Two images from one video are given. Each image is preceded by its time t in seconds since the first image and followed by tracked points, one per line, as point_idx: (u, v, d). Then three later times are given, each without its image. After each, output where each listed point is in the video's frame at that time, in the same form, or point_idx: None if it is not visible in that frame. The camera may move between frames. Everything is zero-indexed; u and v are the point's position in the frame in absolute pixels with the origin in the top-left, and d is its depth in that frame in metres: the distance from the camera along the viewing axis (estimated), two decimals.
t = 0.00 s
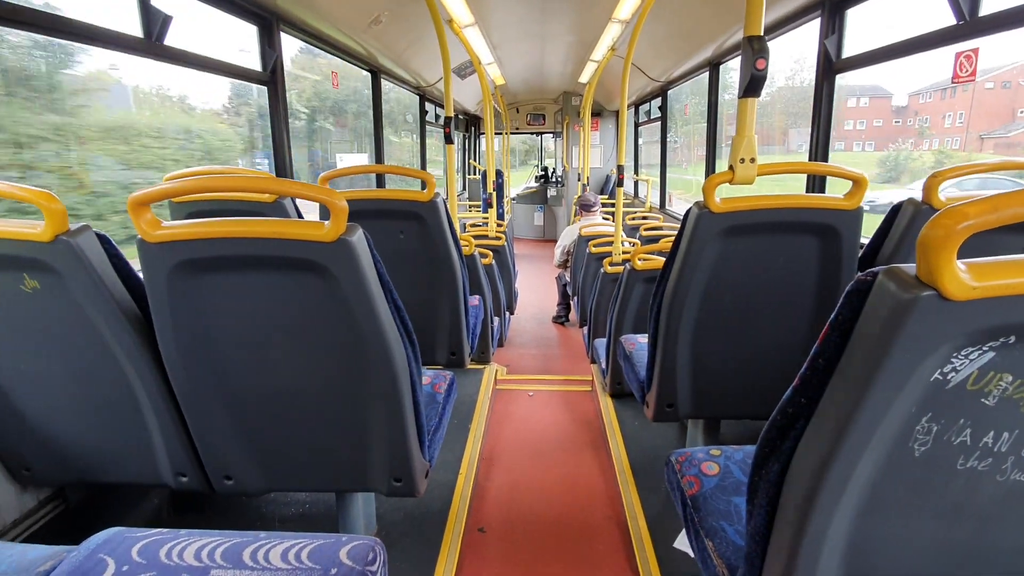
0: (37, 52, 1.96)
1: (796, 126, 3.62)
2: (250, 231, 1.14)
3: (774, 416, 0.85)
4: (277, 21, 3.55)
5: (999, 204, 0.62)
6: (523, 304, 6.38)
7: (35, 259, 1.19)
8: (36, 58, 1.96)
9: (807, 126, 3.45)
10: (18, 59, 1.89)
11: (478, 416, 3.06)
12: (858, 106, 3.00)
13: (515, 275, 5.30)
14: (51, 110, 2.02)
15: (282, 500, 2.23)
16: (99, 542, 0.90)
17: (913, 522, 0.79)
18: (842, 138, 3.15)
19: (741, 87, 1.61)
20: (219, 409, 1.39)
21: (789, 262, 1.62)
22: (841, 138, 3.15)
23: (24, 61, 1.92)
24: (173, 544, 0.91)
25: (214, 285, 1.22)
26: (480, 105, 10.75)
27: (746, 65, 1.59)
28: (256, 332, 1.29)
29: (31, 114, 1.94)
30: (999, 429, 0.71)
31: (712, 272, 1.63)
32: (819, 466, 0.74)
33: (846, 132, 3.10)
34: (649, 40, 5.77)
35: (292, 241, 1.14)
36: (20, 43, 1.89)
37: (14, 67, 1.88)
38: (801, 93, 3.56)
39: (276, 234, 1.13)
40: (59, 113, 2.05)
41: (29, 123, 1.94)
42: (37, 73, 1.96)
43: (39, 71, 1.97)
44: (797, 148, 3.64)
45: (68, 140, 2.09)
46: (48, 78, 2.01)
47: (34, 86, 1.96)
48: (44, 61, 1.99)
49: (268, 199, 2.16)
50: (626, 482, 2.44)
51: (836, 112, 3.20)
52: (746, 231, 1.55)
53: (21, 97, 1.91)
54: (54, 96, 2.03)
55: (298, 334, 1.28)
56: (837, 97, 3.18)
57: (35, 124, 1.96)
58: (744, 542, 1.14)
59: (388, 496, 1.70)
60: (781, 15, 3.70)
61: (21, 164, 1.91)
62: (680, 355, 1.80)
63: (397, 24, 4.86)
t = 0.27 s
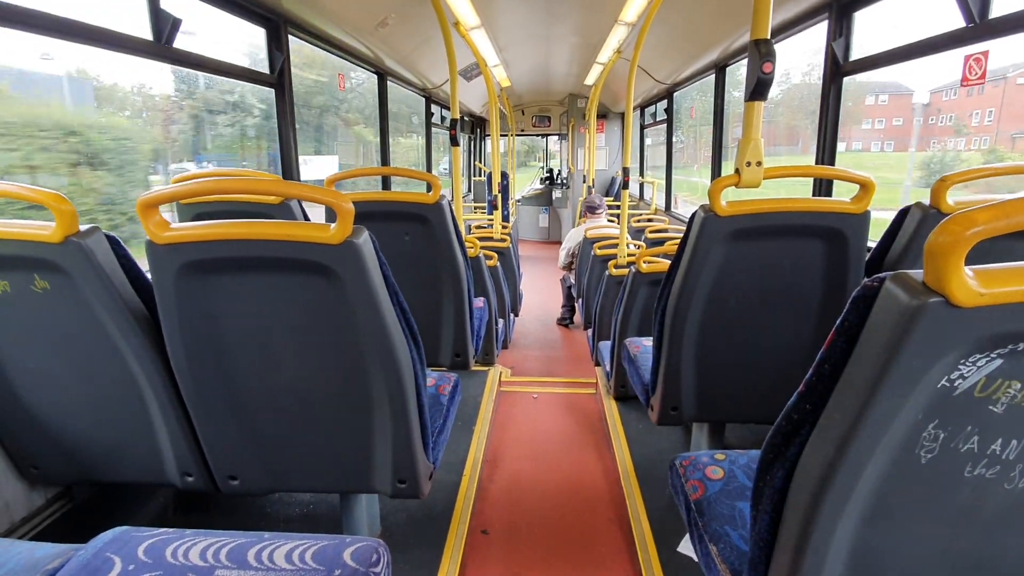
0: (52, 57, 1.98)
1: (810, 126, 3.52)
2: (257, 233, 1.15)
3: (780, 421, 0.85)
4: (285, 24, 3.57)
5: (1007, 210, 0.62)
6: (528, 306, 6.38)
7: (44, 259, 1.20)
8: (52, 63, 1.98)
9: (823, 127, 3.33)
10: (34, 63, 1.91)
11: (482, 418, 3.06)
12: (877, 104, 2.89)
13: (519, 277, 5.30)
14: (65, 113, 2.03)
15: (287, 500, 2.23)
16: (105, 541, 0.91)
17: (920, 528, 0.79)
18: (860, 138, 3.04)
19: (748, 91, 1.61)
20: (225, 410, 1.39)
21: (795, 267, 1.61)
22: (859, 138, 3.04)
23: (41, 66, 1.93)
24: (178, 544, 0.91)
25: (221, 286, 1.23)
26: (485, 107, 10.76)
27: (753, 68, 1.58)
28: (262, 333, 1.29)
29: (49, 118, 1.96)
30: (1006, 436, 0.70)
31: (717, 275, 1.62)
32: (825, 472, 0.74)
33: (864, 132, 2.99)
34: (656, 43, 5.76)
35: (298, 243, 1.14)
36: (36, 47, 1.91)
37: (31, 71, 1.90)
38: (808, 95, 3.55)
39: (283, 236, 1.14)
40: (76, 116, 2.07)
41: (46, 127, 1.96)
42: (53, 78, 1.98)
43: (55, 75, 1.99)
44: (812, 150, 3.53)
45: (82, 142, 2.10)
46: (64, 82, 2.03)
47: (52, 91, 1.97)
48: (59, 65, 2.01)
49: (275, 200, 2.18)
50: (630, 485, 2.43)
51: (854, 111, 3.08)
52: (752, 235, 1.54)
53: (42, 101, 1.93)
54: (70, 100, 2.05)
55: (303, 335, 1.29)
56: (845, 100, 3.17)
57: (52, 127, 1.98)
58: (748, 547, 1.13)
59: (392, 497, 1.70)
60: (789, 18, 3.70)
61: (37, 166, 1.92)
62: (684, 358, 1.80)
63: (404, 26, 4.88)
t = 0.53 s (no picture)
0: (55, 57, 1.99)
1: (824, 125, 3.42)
2: (260, 233, 1.15)
3: (781, 422, 0.85)
4: (290, 25, 3.58)
5: (1010, 212, 0.62)
6: (531, 307, 6.38)
7: (49, 259, 1.20)
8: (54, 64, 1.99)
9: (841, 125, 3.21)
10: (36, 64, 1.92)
11: (484, 418, 3.06)
12: (897, 101, 2.77)
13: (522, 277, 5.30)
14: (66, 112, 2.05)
15: (289, 500, 2.24)
16: (108, 539, 0.91)
17: (921, 532, 0.79)
18: (879, 137, 2.92)
19: (751, 92, 1.61)
20: (227, 409, 1.40)
21: (797, 268, 1.61)
22: (878, 136, 2.92)
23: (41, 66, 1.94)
24: (180, 543, 0.91)
25: (224, 286, 1.24)
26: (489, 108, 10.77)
27: (756, 70, 1.58)
28: (264, 333, 1.29)
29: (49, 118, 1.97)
30: (1009, 439, 0.70)
31: (720, 276, 1.62)
32: (827, 475, 0.73)
33: (883, 130, 2.88)
34: (660, 44, 5.76)
35: (301, 243, 1.15)
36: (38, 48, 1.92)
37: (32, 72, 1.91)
38: (812, 97, 3.55)
39: (285, 236, 1.14)
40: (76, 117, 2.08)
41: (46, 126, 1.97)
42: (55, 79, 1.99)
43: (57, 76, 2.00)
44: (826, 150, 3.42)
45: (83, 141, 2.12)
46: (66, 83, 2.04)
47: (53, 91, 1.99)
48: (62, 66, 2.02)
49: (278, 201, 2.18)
50: (631, 486, 2.43)
51: (874, 109, 2.96)
52: (755, 236, 1.54)
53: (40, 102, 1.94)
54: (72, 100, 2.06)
55: (305, 335, 1.29)
56: (849, 102, 3.16)
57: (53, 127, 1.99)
58: (750, 549, 1.13)
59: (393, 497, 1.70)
60: (793, 19, 3.69)
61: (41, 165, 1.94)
62: (687, 359, 1.80)
63: (409, 27, 4.88)
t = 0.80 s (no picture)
0: (55, 57, 1.99)
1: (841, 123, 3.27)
2: (261, 233, 1.15)
3: (782, 425, 0.84)
4: (292, 25, 3.58)
5: (1012, 214, 0.61)
6: (532, 308, 6.37)
7: (51, 259, 1.20)
8: (54, 64, 1.99)
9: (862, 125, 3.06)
10: (35, 63, 1.92)
11: (485, 419, 3.06)
12: (916, 99, 2.64)
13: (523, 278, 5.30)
14: (66, 112, 2.04)
15: (289, 500, 2.24)
16: (107, 539, 0.91)
17: (923, 535, 0.78)
18: (897, 136, 2.79)
19: (752, 94, 1.61)
20: (228, 409, 1.40)
21: (799, 270, 1.60)
22: (896, 136, 2.78)
23: (41, 66, 1.94)
24: (180, 543, 0.91)
25: (225, 286, 1.23)
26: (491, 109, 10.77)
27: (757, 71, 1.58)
28: (265, 333, 1.29)
29: (49, 118, 1.97)
30: (1012, 442, 0.70)
31: (721, 278, 1.62)
32: (828, 478, 0.73)
33: (900, 129, 2.75)
34: (661, 45, 5.76)
35: (302, 243, 1.15)
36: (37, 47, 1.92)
37: (31, 71, 1.91)
38: (814, 99, 3.55)
39: (286, 236, 1.14)
40: (75, 117, 2.08)
41: (46, 125, 1.97)
42: (55, 79, 1.99)
43: (57, 76, 2.00)
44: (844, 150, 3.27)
45: (85, 141, 2.12)
46: (66, 83, 2.04)
47: (52, 91, 1.99)
48: (62, 66, 2.02)
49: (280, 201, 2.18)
50: (632, 488, 2.43)
51: (892, 107, 2.82)
52: (756, 238, 1.54)
53: (39, 102, 1.94)
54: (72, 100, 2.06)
55: (306, 335, 1.29)
56: (851, 104, 3.16)
57: (54, 127, 1.99)
58: (751, 552, 1.13)
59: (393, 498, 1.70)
60: (796, 20, 3.69)
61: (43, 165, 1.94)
62: (688, 361, 1.80)
63: (410, 28, 4.88)
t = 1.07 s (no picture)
0: (55, 56, 1.98)
1: (856, 119, 3.09)
2: (257, 233, 1.15)
3: (780, 427, 0.84)
4: (291, 25, 3.58)
5: (1011, 214, 0.61)
6: (531, 309, 6.37)
7: (46, 258, 1.20)
8: (55, 63, 1.98)
9: (876, 124, 2.89)
10: (36, 62, 1.91)
11: (483, 420, 3.05)
12: (935, 94, 2.50)
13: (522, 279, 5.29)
14: (66, 112, 2.03)
15: (287, 501, 2.23)
16: (102, 540, 0.90)
17: (922, 538, 0.78)
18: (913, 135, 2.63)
19: (751, 94, 1.60)
20: (224, 409, 1.39)
21: (797, 272, 1.60)
22: (912, 134, 2.62)
23: (42, 65, 1.93)
24: (175, 544, 0.90)
25: (221, 286, 1.23)
26: (490, 110, 10.77)
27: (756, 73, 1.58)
28: (261, 333, 1.29)
29: (49, 118, 1.96)
30: (1011, 445, 0.70)
31: (720, 279, 1.61)
32: (826, 480, 0.73)
33: (917, 127, 2.59)
34: (661, 46, 5.76)
35: (298, 243, 1.14)
36: (37, 46, 1.91)
37: (32, 70, 1.90)
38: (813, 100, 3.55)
39: (282, 236, 1.14)
40: (75, 116, 2.07)
41: (47, 125, 1.96)
42: (55, 79, 1.98)
43: (57, 76, 2.00)
44: (858, 150, 3.09)
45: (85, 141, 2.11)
46: (66, 82, 2.03)
47: (53, 90, 1.98)
48: (62, 65, 2.01)
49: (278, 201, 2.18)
50: (630, 489, 2.42)
51: (908, 103, 2.67)
52: (754, 239, 1.53)
53: (39, 101, 1.93)
54: (71, 99, 2.05)
55: (303, 335, 1.28)
56: (850, 106, 3.16)
57: (55, 126, 1.99)
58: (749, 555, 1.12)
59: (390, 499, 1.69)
60: (795, 22, 3.69)
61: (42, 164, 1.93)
62: (686, 362, 1.79)
63: (410, 29, 4.88)
